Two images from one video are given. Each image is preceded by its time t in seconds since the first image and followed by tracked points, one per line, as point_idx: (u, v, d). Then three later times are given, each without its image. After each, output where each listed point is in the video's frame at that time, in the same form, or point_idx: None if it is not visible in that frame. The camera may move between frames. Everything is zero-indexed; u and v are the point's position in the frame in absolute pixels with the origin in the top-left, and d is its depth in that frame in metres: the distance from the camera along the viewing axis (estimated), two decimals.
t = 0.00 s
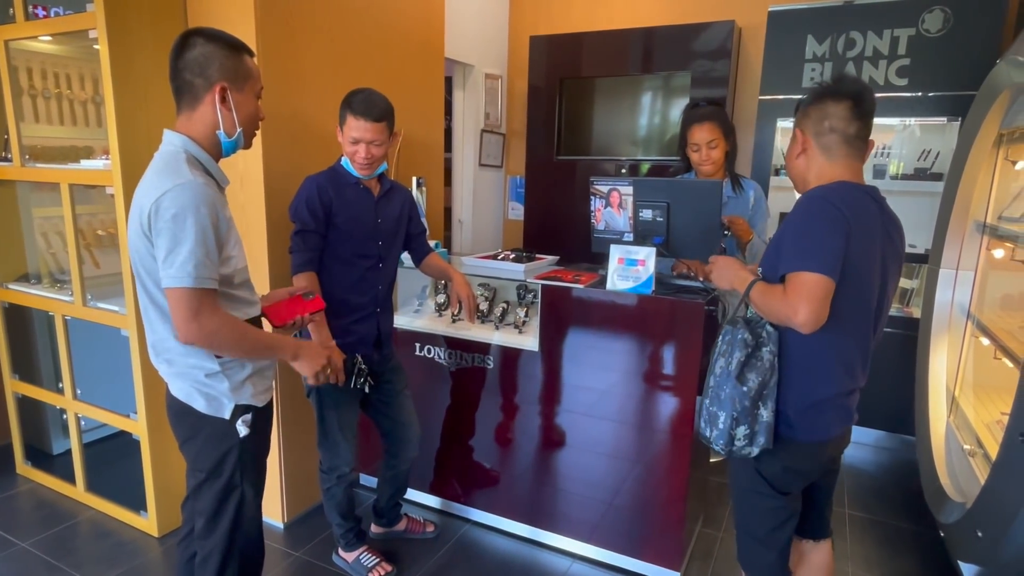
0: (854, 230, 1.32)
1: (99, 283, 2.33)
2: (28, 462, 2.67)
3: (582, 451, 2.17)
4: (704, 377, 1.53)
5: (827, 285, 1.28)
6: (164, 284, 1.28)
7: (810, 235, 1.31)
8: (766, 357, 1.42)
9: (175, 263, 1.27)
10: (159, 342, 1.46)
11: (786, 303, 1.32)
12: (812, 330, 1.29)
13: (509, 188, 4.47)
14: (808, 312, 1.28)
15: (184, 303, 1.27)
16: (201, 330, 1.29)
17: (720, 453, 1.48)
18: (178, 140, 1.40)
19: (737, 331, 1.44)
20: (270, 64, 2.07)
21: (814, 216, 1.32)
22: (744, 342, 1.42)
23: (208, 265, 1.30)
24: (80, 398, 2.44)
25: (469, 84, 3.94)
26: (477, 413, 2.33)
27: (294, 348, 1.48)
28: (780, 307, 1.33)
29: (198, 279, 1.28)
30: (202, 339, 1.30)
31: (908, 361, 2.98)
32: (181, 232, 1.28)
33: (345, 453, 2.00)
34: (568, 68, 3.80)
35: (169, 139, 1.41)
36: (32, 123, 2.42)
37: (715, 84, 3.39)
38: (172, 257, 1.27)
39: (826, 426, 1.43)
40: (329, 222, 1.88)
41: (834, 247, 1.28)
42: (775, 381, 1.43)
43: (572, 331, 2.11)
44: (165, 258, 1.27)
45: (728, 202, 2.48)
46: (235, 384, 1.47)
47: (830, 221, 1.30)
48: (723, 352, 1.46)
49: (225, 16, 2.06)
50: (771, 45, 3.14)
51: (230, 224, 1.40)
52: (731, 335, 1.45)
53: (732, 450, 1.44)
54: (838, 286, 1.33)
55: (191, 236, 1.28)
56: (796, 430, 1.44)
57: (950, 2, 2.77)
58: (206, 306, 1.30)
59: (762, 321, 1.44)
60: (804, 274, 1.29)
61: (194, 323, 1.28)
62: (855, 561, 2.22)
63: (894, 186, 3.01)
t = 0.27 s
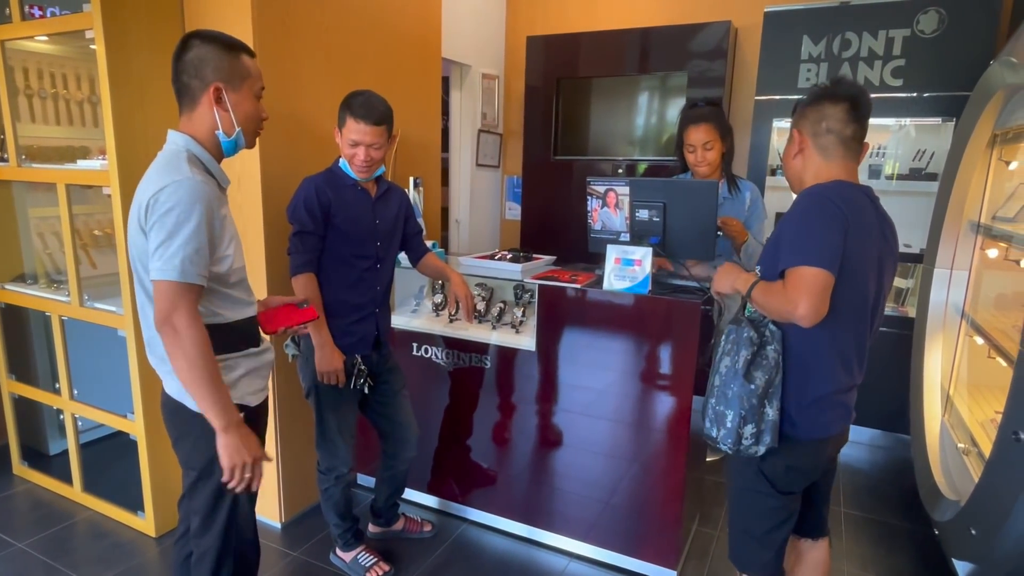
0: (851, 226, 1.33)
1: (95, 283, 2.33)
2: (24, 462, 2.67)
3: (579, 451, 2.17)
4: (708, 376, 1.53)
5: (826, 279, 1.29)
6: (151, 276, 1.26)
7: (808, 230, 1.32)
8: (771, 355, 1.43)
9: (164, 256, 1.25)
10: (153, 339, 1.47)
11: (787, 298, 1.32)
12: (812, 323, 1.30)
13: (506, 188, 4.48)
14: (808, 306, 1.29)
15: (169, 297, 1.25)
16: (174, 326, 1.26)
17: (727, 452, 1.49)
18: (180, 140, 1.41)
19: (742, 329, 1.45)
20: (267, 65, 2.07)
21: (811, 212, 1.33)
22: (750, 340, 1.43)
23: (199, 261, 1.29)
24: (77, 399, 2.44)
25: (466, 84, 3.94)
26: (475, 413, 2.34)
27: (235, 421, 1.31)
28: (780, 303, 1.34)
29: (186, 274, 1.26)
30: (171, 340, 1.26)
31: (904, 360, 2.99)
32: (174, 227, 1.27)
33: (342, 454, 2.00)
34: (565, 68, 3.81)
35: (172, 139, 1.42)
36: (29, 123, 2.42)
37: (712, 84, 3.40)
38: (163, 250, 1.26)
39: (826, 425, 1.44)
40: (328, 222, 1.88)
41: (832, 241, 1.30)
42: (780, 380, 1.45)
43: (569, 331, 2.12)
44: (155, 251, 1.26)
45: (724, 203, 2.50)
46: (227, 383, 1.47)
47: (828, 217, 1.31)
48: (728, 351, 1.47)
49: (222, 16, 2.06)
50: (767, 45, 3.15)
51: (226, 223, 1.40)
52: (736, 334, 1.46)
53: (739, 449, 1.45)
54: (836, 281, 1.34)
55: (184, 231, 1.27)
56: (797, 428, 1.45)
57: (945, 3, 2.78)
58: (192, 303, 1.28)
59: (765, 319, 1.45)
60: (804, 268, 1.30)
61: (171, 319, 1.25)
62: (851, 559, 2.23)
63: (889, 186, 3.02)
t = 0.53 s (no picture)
0: (854, 222, 1.34)
1: (93, 283, 2.33)
2: (21, 462, 2.66)
3: (577, 450, 2.17)
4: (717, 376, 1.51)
5: (831, 274, 1.29)
6: (130, 267, 1.25)
7: (812, 226, 1.32)
8: (781, 352, 1.42)
9: (145, 251, 1.25)
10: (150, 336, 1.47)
11: (792, 295, 1.33)
12: (818, 319, 1.30)
13: (504, 187, 4.48)
14: (813, 302, 1.29)
15: (143, 291, 1.24)
16: (141, 317, 1.25)
17: (742, 453, 1.46)
18: (177, 138, 1.40)
19: (751, 327, 1.43)
20: (265, 63, 2.06)
21: (815, 208, 1.33)
22: (761, 337, 1.41)
23: (177, 258, 1.27)
24: (75, 399, 2.43)
25: (464, 83, 3.94)
26: (474, 413, 2.34)
27: (190, 423, 1.28)
28: (785, 300, 1.34)
29: (164, 272, 1.26)
30: (137, 332, 1.25)
31: (900, 359, 3.00)
32: (161, 224, 1.27)
33: (342, 454, 2.00)
34: (563, 68, 3.81)
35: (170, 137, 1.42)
36: (25, 122, 2.41)
37: (709, 84, 3.40)
38: (146, 244, 1.25)
39: (833, 419, 1.45)
40: (328, 222, 1.88)
41: (836, 238, 1.30)
42: (789, 376, 1.44)
43: (567, 330, 2.12)
44: (136, 244, 1.26)
45: (721, 202, 2.50)
46: (222, 380, 1.47)
47: (832, 213, 1.32)
48: (738, 350, 1.45)
49: (220, 15, 2.06)
50: (764, 45, 3.16)
51: (214, 223, 1.39)
52: (743, 331, 1.45)
53: (755, 449, 1.43)
54: (841, 277, 1.35)
55: (168, 227, 1.27)
56: (805, 425, 1.46)
57: (942, 3, 2.79)
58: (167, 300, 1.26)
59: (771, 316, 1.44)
60: (809, 265, 1.30)
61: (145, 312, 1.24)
62: (848, 557, 2.24)
63: (886, 186, 3.03)
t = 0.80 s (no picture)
0: (853, 221, 1.34)
1: (92, 283, 2.33)
2: (20, 462, 2.66)
3: (575, 449, 2.18)
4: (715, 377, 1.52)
5: (830, 274, 1.30)
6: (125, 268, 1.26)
7: (810, 226, 1.33)
8: (779, 352, 1.43)
9: (138, 250, 1.25)
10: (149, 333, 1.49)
11: (790, 295, 1.33)
12: (817, 319, 1.31)
13: (502, 187, 4.48)
14: (812, 302, 1.30)
15: (139, 289, 1.25)
16: (140, 315, 1.25)
17: (741, 454, 1.47)
18: (174, 137, 1.41)
19: (748, 328, 1.44)
20: (265, 63, 2.07)
21: (813, 207, 1.34)
22: (758, 338, 1.42)
23: (171, 256, 1.28)
24: (74, 398, 2.43)
25: (462, 83, 3.95)
26: (473, 413, 2.34)
27: (197, 416, 1.28)
28: (784, 300, 1.35)
29: (157, 270, 1.26)
30: (137, 330, 1.25)
31: (898, 358, 3.01)
32: (154, 222, 1.27)
33: (342, 453, 2.00)
34: (561, 67, 3.81)
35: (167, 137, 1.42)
36: (24, 122, 2.41)
37: (707, 83, 3.41)
38: (139, 243, 1.25)
39: (831, 419, 1.46)
40: (330, 221, 1.89)
41: (835, 237, 1.31)
42: (788, 376, 1.45)
43: (566, 330, 2.13)
44: (130, 242, 1.27)
45: (720, 202, 2.51)
46: (216, 378, 1.47)
47: (831, 213, 1.32)
48: (735, 351, 1.46)
49: (219, 15, 2.06)
50: (762, 45, 3.17)
51: (208, 221, 1.39)
52: (740, 332, 1.46)
53: (753, 450, 1.44)
54: (840, 276, 1.36)
55: (161, 225, 1.27)
56: (806, 425, 1.47)
57: (939, 4, 2.80)
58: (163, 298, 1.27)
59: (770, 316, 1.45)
60: (807, 265, 1.31)
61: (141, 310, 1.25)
62: (847, 555, 2.25)
63: (883, 185, 3.05)
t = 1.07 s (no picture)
0: (850, 224, 1.35)
1: (92, 282, 2.33)
2: (20, 462, 2.66)
3: (574, 448, 2.19)
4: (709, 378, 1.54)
5: (825, 277, 1.31)
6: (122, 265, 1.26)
7: (807, 228, 1.34)
8: (773, 354, 1.43)
9: (135, 248, 1.25)
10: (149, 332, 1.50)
11: (786, 297, 1.34)
12: (812, 322, 1.32)
13: (501, 187, 4.49)
14: (806, 305, 1.31)
15: (135, 287, 1.25)
16: (133, 314, 1.25)
17: (733, 456, 1.49)
18: (174, 138, 1.41)
19: (742, 330, 1.46)
20: (265, 64, 2.07)
21: (811, 210, 1.35)
22: (751, 340, 1.44)
23: (169, 255, 1.28)
24: (74, 398, 2.43)
25: (461, 83, 3.96)
26: (472, 413, 2.35)
27: (180, 418, 1.27)
28: (780, 303, 1.36)
29: (153, 269, 1.26)
30: (128, 328, 1.25)
31: (895, 357, 3.02)
32: (151, 221, 1.27)
33: (344, 452, 2.01)
34: (560, 68, 3.82)
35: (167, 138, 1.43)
36: (23, 122, 2.41)
37: (706, 84, 3.42)
38: (135, 242, 1.25)
39: (827, 421, 1.47)
40: (332, 221, 1.89)
41: (831, 240, 1.31)
42: (783, 379, 1.46)
43: (565, 330, 2.14)
44: (128, 240, 1.27)
45: (718, 201, 2.52)
46: (215, 377, 1.47)
47: (828, 215, 1.33)
48: (729, 353, 1.48)
49: (219, 15, 2.07)
50: (760, 45, 3.18)
51: (207, 222, 1.39)
52: (735, 334, 1.48)
53: (745, 452, 1.45)
54: (836, 279, 1.36)
55: (160, 224, 1.27)
56: (801, 428, 1.48)
57: (936, 5, 2.82)
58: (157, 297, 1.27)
59: (765, 319, 1.47)
60: (802, 270, 1.32)
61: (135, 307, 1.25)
62: (844, 553, 2.26)
63: (880, 185, 3.06)
